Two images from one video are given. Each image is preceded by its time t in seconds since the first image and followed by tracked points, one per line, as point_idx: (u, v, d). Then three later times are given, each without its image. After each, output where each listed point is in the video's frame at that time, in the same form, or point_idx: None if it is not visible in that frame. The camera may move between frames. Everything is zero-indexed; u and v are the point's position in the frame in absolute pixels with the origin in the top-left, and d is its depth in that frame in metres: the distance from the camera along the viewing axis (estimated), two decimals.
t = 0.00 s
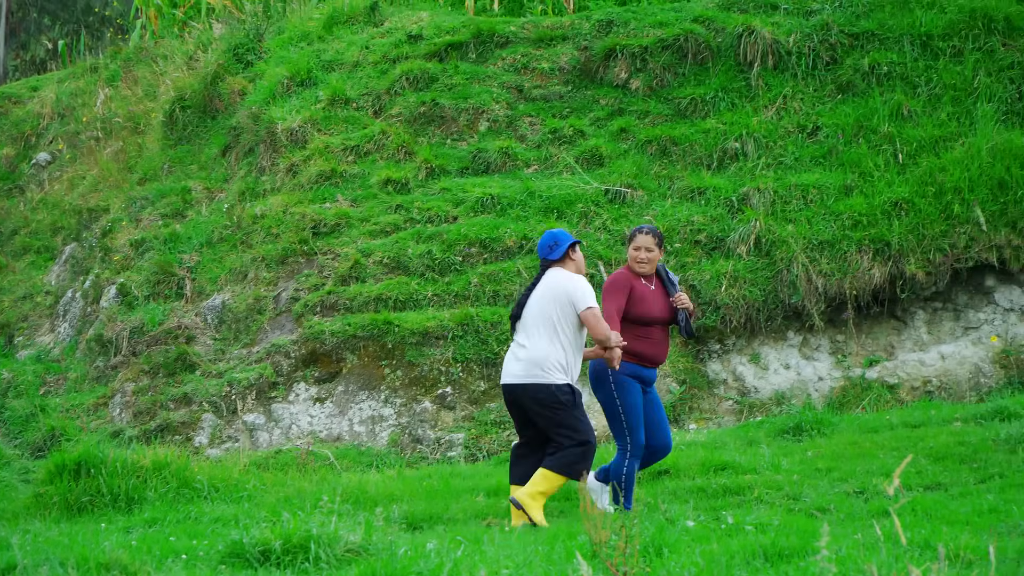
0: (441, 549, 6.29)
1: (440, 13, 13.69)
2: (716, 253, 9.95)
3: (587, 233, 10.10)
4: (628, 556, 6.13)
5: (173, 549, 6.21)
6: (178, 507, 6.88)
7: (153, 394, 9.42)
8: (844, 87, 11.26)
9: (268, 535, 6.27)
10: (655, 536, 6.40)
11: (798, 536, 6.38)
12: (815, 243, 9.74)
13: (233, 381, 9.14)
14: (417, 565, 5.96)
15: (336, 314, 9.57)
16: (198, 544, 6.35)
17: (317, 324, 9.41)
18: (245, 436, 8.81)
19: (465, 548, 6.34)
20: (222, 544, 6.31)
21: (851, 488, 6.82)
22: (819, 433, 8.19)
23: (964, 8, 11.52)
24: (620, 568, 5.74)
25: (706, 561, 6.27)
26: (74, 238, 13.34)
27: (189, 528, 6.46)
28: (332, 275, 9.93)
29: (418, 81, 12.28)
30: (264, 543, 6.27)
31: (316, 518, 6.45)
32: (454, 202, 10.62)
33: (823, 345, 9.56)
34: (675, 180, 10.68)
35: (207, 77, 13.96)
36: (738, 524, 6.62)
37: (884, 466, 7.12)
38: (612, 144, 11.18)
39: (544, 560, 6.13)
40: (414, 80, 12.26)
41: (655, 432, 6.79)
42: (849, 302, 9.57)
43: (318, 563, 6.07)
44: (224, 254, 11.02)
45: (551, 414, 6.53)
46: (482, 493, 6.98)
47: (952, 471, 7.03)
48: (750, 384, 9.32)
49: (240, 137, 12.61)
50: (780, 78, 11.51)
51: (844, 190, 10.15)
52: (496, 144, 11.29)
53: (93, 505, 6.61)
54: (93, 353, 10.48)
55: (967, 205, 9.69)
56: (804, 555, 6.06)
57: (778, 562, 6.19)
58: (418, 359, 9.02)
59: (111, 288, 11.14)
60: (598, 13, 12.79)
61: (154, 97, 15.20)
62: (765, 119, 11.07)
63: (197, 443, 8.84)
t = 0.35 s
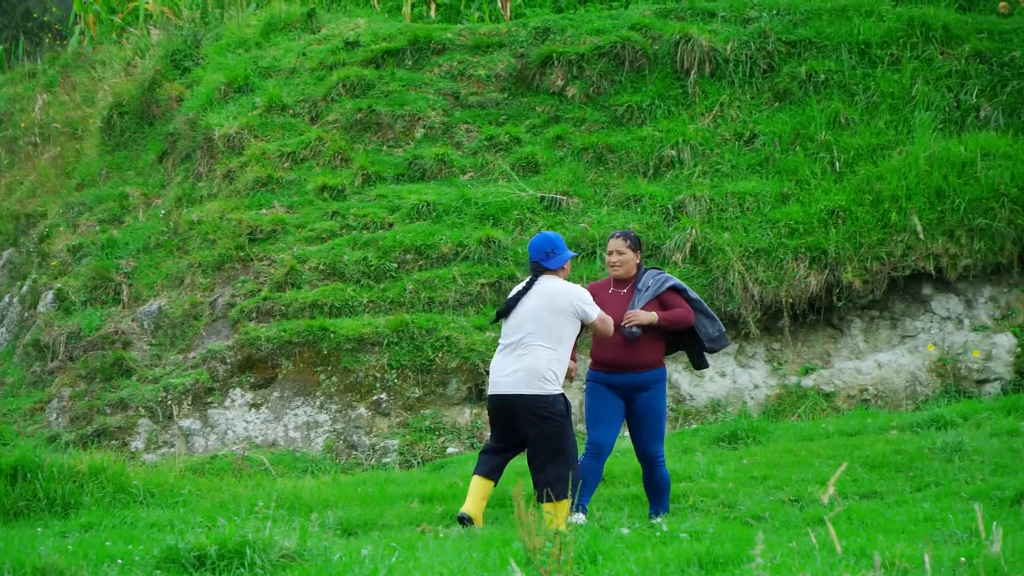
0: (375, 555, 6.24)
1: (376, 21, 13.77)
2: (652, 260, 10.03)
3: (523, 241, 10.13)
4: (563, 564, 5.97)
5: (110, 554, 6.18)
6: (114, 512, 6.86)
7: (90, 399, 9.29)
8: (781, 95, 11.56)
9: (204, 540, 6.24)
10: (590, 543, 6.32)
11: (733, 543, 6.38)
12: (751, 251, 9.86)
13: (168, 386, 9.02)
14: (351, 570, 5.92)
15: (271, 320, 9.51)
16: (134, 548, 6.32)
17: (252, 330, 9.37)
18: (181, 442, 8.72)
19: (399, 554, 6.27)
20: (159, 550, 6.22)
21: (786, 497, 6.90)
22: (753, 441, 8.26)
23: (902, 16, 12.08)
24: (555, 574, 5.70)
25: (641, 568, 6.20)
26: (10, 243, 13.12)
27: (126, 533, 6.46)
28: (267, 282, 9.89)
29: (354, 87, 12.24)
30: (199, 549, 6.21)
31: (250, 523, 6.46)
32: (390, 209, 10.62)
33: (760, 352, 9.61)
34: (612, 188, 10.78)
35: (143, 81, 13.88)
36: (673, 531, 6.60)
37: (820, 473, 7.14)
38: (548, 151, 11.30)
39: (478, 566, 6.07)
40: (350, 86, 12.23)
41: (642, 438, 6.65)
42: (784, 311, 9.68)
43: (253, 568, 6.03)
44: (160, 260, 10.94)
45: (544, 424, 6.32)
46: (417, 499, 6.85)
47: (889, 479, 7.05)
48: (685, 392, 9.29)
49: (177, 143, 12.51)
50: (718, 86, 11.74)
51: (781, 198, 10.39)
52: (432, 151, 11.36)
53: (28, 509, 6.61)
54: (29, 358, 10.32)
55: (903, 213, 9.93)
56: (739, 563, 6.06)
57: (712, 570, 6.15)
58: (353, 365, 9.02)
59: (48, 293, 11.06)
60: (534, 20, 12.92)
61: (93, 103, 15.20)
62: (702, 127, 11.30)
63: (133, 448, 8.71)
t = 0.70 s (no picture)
0: (327, 541, 6.14)
1: (327, 7, 13.88)
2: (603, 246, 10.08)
3: (473, 226, 10.25)
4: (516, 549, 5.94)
5: (63, 540, 6.08)
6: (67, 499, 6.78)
7: (44, 386, 9.24)
8: (731, 80, 11.79)
9: (157, 526, 6.15)
10: (542, 529, 6.26)
11: (686, 529, 6.36)
12: (703, 236, 10.05)
13: (121, 372, 8.97)
14: (305, 555, 5.85)
15: (224, 306, 9.47)
16: (88, 535, 6.23)
17: (205, 315, 9.32)
18: (134, 428, 8.67)
19: (352, 540, 6.23)
20: (112, 535, 6.17)
21: (739, 481, 6.92)
22: (705, 426, 8.35)
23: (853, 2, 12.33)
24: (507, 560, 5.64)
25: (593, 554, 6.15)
26: None
27: (80, 519, 6.36)
28: (219, 268, 9.82)
29: (305, 74, 12.32)
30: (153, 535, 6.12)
31: (203, 510, 6.38)
32: (341, 195, 10.66)
33: (712, 337, 9.88)
34: (561, 174, 10.92)
35: (96, 70, 14.14)
36: (625, 518, 6.55)
37: (772, 460, 7.21)
38: (499, 137, 11.40)
39: (431, 552, 6.05)
40: (302, 73, 12.31)
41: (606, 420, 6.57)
42: (736, 295, 9.93)
43: (206, 554, 5.96)
44: (113, 247, 10.97)
45: (538, 410, 6.13)
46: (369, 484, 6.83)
47: (842, 464, 7.10)
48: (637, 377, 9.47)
49: (130, 130, 12.59)
50: (668, 71, 11.98)
51: (732, 182, 10.54)
52: (382, 137, 11.41)
53: None
54: None
55: (855, 198, 10.13)
56: (693, 550, 6.01)
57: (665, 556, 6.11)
58: (305, 351, 8.98)
59: None
60: (483, 5, 13.18)
61: (45, 91, 15.43)
62: (652, 112, 11.48)
63: (87, 434, 8.66)
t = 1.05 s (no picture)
0: (314, 540, 6.15)
1: (316, 7, 13.90)
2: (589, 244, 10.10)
3: (461, 226, 10.18)
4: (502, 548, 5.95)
5: (51, 539, 6.08)
6: (55, 498, 6.78)
7: (31, 385, 9.28)
8: (719, 78, 11.80)
9: (144, 526, 6.16)
10: (529, 528, 6.27)
11: (673, 527, 6.37)
12: (690, 235, 10.07)
13: (109, 371, 9.01)
14: (292, 554, 5.87)
15: (211, 305, 9.49)
16: (75, 534, 6.22)
17: (192, 314, 9.33)
18: (121, 427, 8.70)
19: (339, 539, 6.24)
20: (99, 535, 6.16)
21: (727, 480, 6.92)
22: (694, 424, 8.38)
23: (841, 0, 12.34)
24: (495, 560, 5.65)
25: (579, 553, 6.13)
26: None
27: (67, 518, 6.36)
28: (207, 267, 9.84)
29: (293, 73, 12.37)
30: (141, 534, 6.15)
31: (190, 508, 6.40)
32: (328, 193, 10.66)
33: (699, 337, 9.91)
34: (549, 172, 10.91)
35: (84, 69, 14.20)
36: (613, 516, 6.54)
37: (760, 458, 7.21)
38: (486, 136, 11.40)
39: (418, 551, 6.08)
40: (289, 72, 12.35)
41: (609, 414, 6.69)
42: (724, 294, 9.97)
43: (193, 554, 5.98)
44: (100, 246, 10.98)
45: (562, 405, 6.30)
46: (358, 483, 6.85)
47: (830, 463, 7.11)
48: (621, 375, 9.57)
49: (118, 129, 12.62)
50: (655, 70, 11.97)
51: (720, 181, 10.57)
52: (370, 136, 11.40)
53: None
54: None
55: (843, 196, 10.15)
56: (680, 549, 5.99)
57: (652, 554, 6.10)
58: (292, 350, 8.98)
59: None
60: (472, 4, 13.20)
61: (32, 89, 15.46)
62: (639, 111, 11.47)
63: (74, 433, 8.71)
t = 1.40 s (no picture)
0: (269, 528, 6.11)
1: None
2: (546, 234, 10.13)
3: (417, 214, 10.14)
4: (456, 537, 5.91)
5: (5, 527, 6.01)
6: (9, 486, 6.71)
7: None
8: (676, 68, 11.82)
9: (100, 513, 6.10)
10: (484, 517, 6.21)
11: (628, 517, 6.35)
12: (646, 224, 10.06)
13: (65, 358, 9.02)
14: (247, 542, 5.86)
15: (167, 293, 9.47)
16: (30, 522, 6.15)
17: (149, 302, 9.30)
18: (78, 414, 8.70)
19: (295, 526, 6.22)
20: (53, 524, 6.09)
21: (682, 470, 6.95)
22: (650, 414, 8.49)
23: None
24: (449, 549, 5.62)
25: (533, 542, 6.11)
26: None
27: (21, 506, 6.31)
28: (163, 255, 9.80)
29: (250, 62, 12.40)
30: (95, 522, 6.04)
31: (147, 496, 6.36)
32: (285, 181, 10.64)
33: (655, 327, 9.93)
34: (506, 162, 10.87)
35: (41, 56, 14.23)
36: (568, 505, 6.55)
37: (716, 448, 7.20)
38: (442, 125, 11.38)
39: (373, 540, 6.07)
40: (246, 60, 12.38)
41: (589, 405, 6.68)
42: (680, 283, 10.00)
43: (149, 541, 5.96)
44: (58, 233, 10.99)
45: (543, 404, 6.26)
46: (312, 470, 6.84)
47: (785, 453, 7.11)
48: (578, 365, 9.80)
49: (76, 116, 12.64)
50: (612, 59, 11.99)
51: (676, 171, 10.59)
52: (327, 124, 11.40)
53: None
54: None
55: (799, 186, 10.16)
56: (634, 539, 6.00)
57: (606, 544, 6.09)
58: (248, 338, 9.00)
59: None
60: None
61: None
62: (596, 101, 11.45)
63: (31, 421, 8.72)
